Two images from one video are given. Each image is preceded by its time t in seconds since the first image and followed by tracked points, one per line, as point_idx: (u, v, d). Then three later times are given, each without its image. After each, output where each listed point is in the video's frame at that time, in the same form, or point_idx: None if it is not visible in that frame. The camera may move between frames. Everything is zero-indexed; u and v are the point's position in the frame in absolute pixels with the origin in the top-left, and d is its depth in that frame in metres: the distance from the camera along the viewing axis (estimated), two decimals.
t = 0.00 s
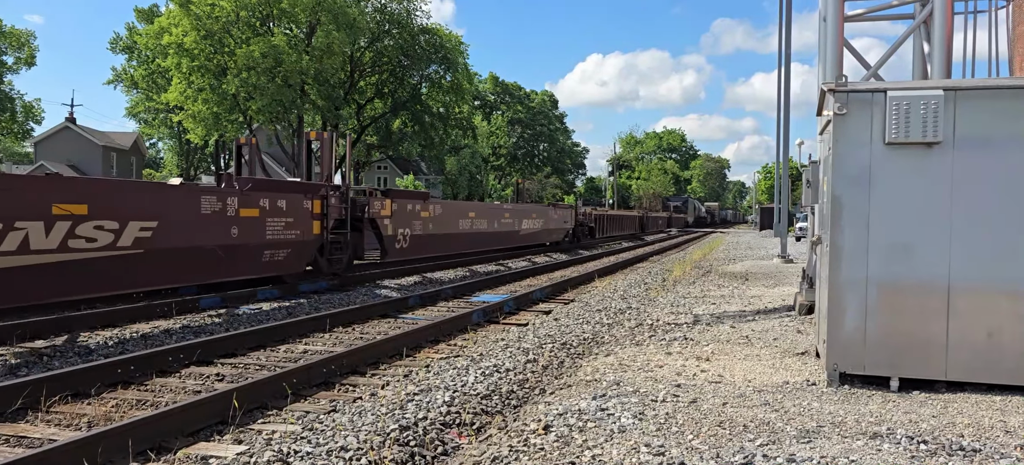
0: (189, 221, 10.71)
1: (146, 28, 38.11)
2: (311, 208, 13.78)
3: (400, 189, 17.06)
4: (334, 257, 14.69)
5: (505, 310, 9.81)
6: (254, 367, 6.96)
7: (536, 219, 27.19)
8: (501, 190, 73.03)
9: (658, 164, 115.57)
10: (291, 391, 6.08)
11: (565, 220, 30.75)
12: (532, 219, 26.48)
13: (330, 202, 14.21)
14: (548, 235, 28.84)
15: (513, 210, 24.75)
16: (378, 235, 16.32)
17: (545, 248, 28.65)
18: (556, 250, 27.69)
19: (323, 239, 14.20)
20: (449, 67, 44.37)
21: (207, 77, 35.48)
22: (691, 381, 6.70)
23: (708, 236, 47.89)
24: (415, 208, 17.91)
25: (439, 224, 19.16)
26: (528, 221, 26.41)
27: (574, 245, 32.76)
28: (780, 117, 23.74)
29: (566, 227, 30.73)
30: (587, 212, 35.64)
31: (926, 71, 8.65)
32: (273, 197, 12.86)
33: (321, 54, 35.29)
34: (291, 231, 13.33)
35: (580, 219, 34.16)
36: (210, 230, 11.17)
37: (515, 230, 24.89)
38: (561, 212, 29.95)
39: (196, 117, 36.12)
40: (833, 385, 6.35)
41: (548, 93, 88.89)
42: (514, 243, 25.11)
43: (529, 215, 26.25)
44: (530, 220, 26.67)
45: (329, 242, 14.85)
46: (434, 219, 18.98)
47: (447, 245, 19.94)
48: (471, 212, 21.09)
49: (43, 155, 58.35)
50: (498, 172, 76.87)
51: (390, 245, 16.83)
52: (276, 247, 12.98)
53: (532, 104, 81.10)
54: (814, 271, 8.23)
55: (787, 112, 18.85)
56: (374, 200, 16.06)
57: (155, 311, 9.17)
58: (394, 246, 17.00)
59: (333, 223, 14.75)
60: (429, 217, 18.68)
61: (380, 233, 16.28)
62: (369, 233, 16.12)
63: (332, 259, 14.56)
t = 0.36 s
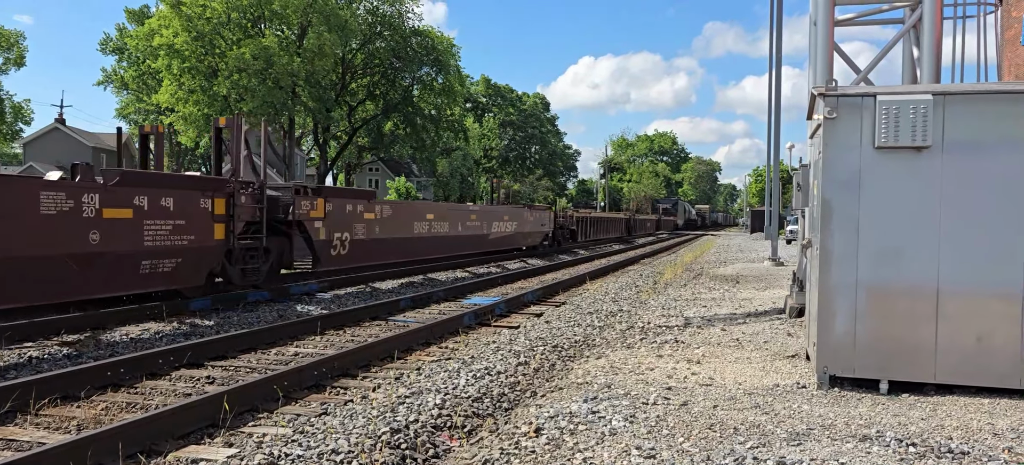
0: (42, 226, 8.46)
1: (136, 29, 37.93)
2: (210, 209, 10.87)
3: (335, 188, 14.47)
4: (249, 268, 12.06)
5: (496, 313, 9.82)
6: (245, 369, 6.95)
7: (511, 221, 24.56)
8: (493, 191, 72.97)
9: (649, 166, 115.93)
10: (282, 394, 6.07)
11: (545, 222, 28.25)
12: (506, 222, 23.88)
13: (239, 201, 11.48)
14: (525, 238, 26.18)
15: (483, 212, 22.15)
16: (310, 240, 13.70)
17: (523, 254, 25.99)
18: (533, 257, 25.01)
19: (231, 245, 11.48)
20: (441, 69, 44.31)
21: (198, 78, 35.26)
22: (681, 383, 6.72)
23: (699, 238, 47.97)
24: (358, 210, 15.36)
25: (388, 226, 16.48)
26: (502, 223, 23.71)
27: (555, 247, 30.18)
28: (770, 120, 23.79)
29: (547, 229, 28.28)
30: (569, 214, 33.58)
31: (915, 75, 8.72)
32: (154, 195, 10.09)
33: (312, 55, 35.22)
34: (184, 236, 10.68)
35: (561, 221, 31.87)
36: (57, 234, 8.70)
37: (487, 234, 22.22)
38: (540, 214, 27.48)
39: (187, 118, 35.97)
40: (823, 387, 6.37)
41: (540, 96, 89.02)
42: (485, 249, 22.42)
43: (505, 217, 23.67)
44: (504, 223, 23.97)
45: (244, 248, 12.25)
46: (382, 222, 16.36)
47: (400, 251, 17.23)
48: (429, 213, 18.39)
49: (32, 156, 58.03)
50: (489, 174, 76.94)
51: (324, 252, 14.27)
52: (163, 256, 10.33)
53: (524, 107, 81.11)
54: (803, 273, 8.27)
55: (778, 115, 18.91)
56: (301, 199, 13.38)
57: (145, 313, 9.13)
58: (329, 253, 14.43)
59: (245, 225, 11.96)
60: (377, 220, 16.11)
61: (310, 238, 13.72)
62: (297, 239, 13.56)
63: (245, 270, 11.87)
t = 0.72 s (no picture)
0: None
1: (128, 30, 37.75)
2: (61, 208, 8.47)
3: (249, 184, 12.26)
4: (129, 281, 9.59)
5: (489, 315, 9.81)
6: (237, 371, 6.93)
7: (477, 224, 22.43)
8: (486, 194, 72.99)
9: (642, 170, 116.25)
10: (274, 397, 6.05)
11: (519, 225, 26.22)
12: (472, 224, 21.73)
13: (105, 197, 9.04)
14: (496, 241, 24.03)
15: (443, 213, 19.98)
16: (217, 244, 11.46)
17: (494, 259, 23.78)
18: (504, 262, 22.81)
19: (95, 254, 8.97)
20: (434, 72, 44.28)
21: (189, 79, 35.13)
22: (674, 386, 6.73)
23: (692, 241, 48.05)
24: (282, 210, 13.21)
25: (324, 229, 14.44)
26: (466, 226, 21.56)
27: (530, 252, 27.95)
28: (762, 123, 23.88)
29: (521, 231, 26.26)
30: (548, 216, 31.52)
31: (906, 79, 8.77)
32: None
33: (304, 57, 35.17)
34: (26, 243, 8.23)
35: (538, 224, 29.70)
36: None
37: (449, 237, 20.06)
38: (513, 215, 25.49)
39: (179, 120, 35.82)
40: (814, 390, 6.39)
41: (532, 99, 89.13)
42: (449, 254, 20.30)
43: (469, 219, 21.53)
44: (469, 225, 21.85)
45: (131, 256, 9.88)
46: (316, 225, 14.27)
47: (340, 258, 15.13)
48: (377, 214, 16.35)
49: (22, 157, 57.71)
50: (481, 177, 77.04)
51: (237, 259, 12.05)
52: None
53: (517, 109, 81.11)
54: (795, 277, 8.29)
55: (770, 119, 18.99)
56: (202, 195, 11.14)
57: (137, 315, 9.11)
58: (245, 260, 12.27)
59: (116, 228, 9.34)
60: (309, 221, 14.00)
61: (217, 244, 11.48)
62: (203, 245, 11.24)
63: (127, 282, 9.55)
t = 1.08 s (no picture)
0: None
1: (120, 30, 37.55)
2: None
3: (130, 176, 9.73)
4: None
5: (482, 317, 9.81)
6: (229, 373, 6.90)
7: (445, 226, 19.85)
8: (479, 195, 73.10)
9: (635, 172, 116.62)
10: (267, 399, 6.03)
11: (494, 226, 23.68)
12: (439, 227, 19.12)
13: None
14: (467, 245, 21.49)
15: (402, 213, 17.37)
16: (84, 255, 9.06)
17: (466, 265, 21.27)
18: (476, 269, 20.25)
19: None
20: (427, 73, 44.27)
21: (182, 81, 35.01)
22: (666, 387, 6.74)
23: (685, 242, 48.12)
24: (179, 208, 10.64)
25: (241, 232, 11.92)
26: (431, 227, 19.07)
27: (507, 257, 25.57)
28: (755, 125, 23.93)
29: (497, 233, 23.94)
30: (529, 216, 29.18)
31: (897, 81, 8.83)
32: None
33: (297, 58, 35.11)
34: None
35: (517, 225, 27.34)
36: None
37: (409, 241, 17.59)
38: (487, 215, 23.06)
39: (172, 121, 35.67)
40: (806, 391, 6.42)
41: (526, 100, 89.20)
42: (412, 257, 17.96)
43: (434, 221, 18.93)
44: (433, 227, 19.21)
45: None
46: (232, 225, 11.75)
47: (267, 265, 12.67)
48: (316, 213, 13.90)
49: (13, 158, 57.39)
50: (475, 178, 77.08)
51: (110, 269, 9.57)
52: None
53: (510, 111, 81.08)
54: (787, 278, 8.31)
55: (763, 121, 19.04)
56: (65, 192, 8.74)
57: (128, 317, 9.07)
58: (126, 270, 9.81)
59: None
60: (218, 222, 11.44)
61: (80, 252, 9.01)
62: (61, 253, 8.82)
63: None
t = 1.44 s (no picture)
0: None
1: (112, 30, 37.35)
2: None
3: None
4: None
5: (475, 318, 9.80)
6: (221, 375, 6.89)
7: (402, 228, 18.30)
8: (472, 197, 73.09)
9: (628, 173, 116.84)
10: (258, 400, 6.02)
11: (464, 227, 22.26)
12: (392, 228, 17.52)
13: None
14: (432, 248, 20.06)
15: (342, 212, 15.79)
16: None
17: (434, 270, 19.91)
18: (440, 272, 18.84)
19: None
20: (420, 74, 44.25)
21: (173, 81, 34.86)
22: (659, 388, 6.76)
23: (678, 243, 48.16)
24: (19, 204, 8.86)
25: (122, 234, 10.39)
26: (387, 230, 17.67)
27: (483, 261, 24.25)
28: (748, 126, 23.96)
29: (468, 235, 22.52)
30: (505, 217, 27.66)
31: (889, 83, 8.87)
32: None
33: (289, 59, 35.03)
34: None
35: (492, 227, 25.86)
36: None
37: (357, 243, 16.21)
38: (456, 216, 21.78)
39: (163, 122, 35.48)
40: (798, 392, 6.43)
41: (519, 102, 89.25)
42: (363, 261, 16.55)
43: (387, 221, 17.38)
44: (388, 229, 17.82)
45: None
46: (111, 226, 10.22)
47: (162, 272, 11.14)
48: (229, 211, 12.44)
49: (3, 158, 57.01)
50: (468, 179, 77.07)
51: None
52: None
53: (503, 112, 80.99)
54: (779, 280, 8.35)
55: (755, 123, 19.07)
56: None
57: (120, 318, 9.04)
58: None
59: None
60: (82, 222, 9.77)
61: None
62: None
63: None
